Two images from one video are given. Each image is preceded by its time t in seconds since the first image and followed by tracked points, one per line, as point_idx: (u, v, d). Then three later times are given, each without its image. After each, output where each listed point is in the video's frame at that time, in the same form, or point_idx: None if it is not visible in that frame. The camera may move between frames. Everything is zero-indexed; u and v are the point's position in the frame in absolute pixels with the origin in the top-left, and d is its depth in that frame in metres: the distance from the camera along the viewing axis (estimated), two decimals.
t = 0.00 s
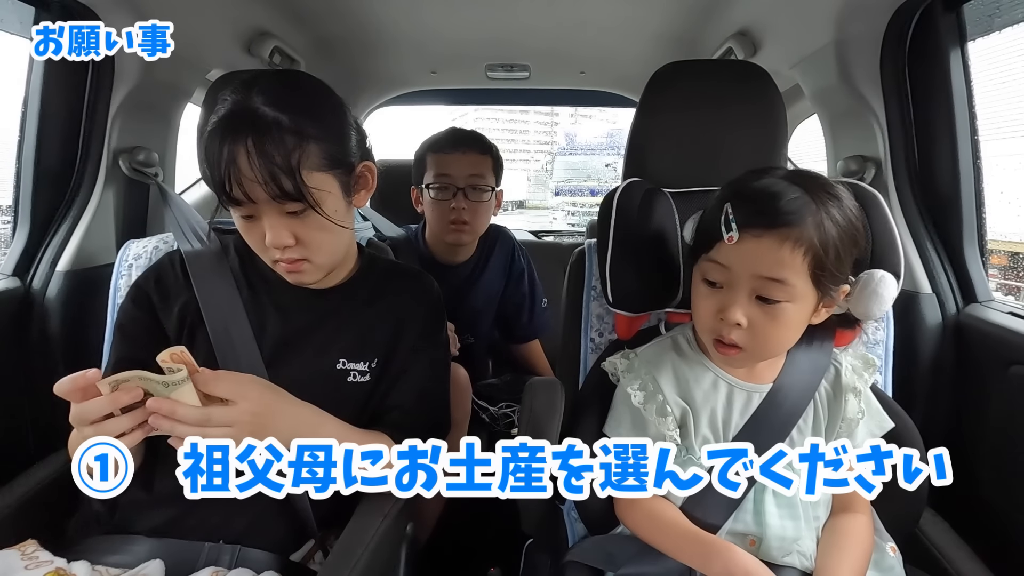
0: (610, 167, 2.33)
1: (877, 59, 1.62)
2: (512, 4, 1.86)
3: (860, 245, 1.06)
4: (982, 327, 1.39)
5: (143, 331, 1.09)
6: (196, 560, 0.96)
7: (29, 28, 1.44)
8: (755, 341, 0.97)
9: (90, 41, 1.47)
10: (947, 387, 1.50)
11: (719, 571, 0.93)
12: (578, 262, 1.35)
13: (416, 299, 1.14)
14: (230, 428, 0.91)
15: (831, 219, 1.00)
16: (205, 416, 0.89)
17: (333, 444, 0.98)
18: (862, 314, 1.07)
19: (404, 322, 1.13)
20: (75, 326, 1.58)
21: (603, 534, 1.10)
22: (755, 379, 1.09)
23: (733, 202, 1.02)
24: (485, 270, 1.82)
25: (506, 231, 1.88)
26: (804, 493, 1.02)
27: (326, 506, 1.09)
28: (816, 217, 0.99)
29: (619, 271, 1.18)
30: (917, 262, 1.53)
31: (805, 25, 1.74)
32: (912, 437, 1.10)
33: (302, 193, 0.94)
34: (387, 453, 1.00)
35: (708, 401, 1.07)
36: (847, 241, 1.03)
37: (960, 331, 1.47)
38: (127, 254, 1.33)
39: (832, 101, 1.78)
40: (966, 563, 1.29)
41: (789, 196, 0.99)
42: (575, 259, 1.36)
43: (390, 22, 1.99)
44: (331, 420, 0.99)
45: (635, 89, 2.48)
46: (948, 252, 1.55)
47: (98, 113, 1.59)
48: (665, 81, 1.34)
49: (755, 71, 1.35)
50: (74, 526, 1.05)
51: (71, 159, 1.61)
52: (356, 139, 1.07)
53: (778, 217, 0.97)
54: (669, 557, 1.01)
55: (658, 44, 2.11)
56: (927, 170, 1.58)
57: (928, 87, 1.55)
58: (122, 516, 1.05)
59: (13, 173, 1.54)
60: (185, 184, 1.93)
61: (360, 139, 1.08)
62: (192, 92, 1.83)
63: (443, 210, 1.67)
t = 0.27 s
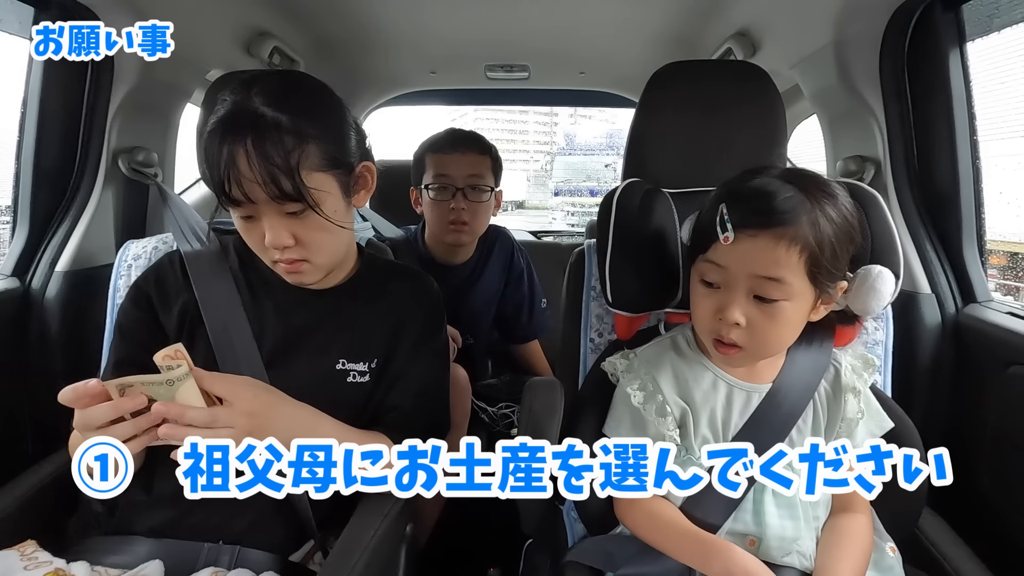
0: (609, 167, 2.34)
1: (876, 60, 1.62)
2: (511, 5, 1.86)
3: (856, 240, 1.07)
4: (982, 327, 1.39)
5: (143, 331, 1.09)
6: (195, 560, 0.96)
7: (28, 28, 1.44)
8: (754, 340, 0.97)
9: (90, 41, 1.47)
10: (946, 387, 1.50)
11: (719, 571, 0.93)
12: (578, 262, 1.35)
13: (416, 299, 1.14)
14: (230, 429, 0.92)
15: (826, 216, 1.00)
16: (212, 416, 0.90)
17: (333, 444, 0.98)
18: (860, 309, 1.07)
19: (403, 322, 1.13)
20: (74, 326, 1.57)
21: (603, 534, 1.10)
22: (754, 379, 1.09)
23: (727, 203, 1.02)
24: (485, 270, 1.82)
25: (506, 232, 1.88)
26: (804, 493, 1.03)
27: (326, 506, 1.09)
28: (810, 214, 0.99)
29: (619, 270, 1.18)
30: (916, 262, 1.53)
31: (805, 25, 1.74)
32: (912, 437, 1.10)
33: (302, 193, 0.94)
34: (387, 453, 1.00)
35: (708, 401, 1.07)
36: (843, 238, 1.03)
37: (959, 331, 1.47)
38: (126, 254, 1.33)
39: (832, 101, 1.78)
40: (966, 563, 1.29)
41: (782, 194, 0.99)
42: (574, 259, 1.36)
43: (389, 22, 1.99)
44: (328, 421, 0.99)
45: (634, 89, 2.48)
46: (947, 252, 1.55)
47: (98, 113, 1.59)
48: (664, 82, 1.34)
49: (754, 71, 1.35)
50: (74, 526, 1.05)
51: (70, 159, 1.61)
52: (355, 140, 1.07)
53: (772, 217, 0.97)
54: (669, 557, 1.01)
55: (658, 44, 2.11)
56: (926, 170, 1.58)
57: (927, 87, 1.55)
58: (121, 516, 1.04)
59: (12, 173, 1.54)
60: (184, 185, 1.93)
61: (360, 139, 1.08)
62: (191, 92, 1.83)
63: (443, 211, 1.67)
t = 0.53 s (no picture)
0: (609, 168, 2.34)
1: (876, 60, 1.62)
2: (511, 5, 1.86)
3: (852, 239, 1.06)
4: (981, 327, 1.39)
5: (143, 332, 1.09)
6: (195, 561, 0.96)
7: (28, 28, 1.44)
8: (744, 330, 0.97)
9: (90, 41, 1.47)
10: (946, 388, 1.50)
11: (719, 571, 0.93)
12: (577, 262, 1.35)
13: (416, 299, 1.14)
14: (214, 422, 0.92)
15: (821, 212, 1.00)
16: (198, 405, 0.91)
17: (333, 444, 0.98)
18: (855, 307, 1.07)
19: (403, 322, 1.13)
20: (74, 326, 1.57)
21: (603, 534, 1.10)
22: (753, 379, 1.09)
23: (722, 194, 1.03)
24: (484, 271, 1.82)
25: (505, 232, 1.88)
26: (804, 493, 1.03)
27: (326, 507, 1.09)
28: (804, 208, 0.99)
29: (619, 270, 1.18)
30: (915, 263, 1.53)
31: (804, 25, 1.74)
32: (911, 437, 1.10)
33: (297, 194, 0.94)
34: (387, 453, 1.00)
35: (707, 401, 1.07)
36: (839, 235, 1.03)
37: (959, 331, 1.47)
38: (126, 254, 1.33)
39: (831, 101, 1.78)
40: (965, 563, 1.29)
41: (778, 188, 0.99)
42: (574, 259, 1.36)
43: (389, 22, 1.98)
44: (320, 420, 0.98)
45: (634, 89, 2.48)
46: (947, 252, 1.56)
47: (98, 113, 1.59)
48: (664, 82, 1.34)
49: (754, 72, 1.35)
50: (74, 526, 1.05)
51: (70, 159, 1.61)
52: (355, 140, 1.07)
53: (765, 207, 0.98)
54: (669, 557, 1.01)
55: (658, 44, 2.11)
56: (926, 170, 1.58)
57: (926, 87, 1.55)
58: (121, 516, 1.04)
59: (11, 174, 1.54)
60: (183, 185, 1.93)
61: (360, 139, 1.08)
62: (191, 92, 1.83)
63: (444, 211, 1.67)
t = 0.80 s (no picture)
0: (609, 168, 2.34)
1: (877, 60, 1.62)
2: (512, 5, 1.86)
3: (851, 243, 1.06)
4: (981, 328, 1.39)
5: (144, 332, 1.09)
6: (195, 560, 0.96)
7: (29, 28, 1.44)
8: (734, 325, 0.98)
9: (90, 41, 1.47)
10: (946, 388, 1.50)
11: (719, 571, 0.93)
12: (578, 262, 1.35)
13: (416, 299, 1.14)
14: (200, 428, 0.94)
15: (819, 211, 1.00)
16: (178, 413, 0.93)
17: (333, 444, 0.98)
18: (852, 313, 1.06)
19: (403, 322, 1.13)
20: (74, 326, 1.57)
21: (603, 534, 1.10)
22: (753, 379, 1.09)
23: (723, 187, 1.04)
24: (485, 271, 1.82)
25: (506, 232, 1.88)
26: (804, 493, 1.02)
27: (326, 507, 1.09)
28: (800, 207, 0.98)
29: (619, 271, 1.18)
30: (916, 262, 1.53)
31: (805, 25, 1.74)
32: (912, 437, 1.10)
33: (295, 194, 0.94)
34: (387, 453, 1.01)
35: (706, 401, 1.07)
36: (838, 235, 1.03)
37: (959, 332, 1.47)
38: (126, 254, 1.33)
39: (833, 101, 1.78)
40: (966, 563, 1.29)
41: (776, 185, 0.99)
42: (574, 260, 1.36)
43: (390, 22, 1.98)
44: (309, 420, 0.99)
45: (635, 89, 2.48)
46: (947, 252, 1.56)
47: (99, 113, 1.59)
48: (665, 82, 1.34)
49: (755, 72, 1.35)
50: (74, 526, 1.05)
51: (71, 159, 1.61)
52: (356, 140, 1.07)
53: (760, 202, 0.98)
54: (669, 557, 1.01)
55: (658, 44, 2.11)
56: (927, 170, 1.58)
57: (927, 87, 1.55)
58: (122, 516, 1.05)
59: (13, 174, 1.54)
60: (184, 185, 1.93)
61: (360, 139, 1.08)
62: (192, 92, 1.83)
63: (444, 211, 1.67)
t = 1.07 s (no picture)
0: (610, 168, 2.34)
1: (877, 60, 1.62)
2: (512, 5, 1.86)
3: (851, 245, 1.06)
4: (982, 328, 1.39)
5: (144, 332, 1.09)
6: (196, 560, 0.96)
7: (29, 28, 1.44)
8: (731, 323, 0.98)
9: (90, 41, 1.47)
10: (947, 388, 1.50)
11: (720, 572, 0.93)
12: (578, 262, 1.35)
13: (416, 299, 1.15)
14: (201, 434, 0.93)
15: (819, 211, 1.00)
16: (180, 421, 0.91)
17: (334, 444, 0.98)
18: (852, 314, 1.06)
19: (403, 322, 1.13)
20: (75, 326, 1.58)
21: (603, 534, 1.10)
22: (753, 380, 1.09)
23: (723, 186, 1.04)
24: (486, 271, 1.82)
25: (506, 232, 1.88)
26: (804, 493, 1.02)
27: (326, 507, 1.10)
28: (799, 206, 0.99)
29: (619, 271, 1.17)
30: (916, 262, 1.53)
31: (806, 26, 1.74)
32: (912, 437, 1.10)
33: (299, 194, 0.94)
34: (387, 453, 1.01)
35: (707, 402, 1.07)
36: (838, 236, 1.03)
37: (960, 332, 1.47)
38: (127, 254, 1.33)
39: (833, 101, 1.78)
40: (966, 564, 1.29)
41: (776, 183, 1.00)
42: (575, 260, 1.36)
43: (390, 23, 1.98)
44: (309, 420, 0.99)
45: (635, 90, 2.48)
46: (948, 253, 1.56)
47: (99, 113, 1.59)
48: (665, 82, 1.34)
49: (755, 72, 1.35)
50: (75, 526, 1.05)
51: (71, 160, 1.61)
52: (357, 141, 1.07)
53: (759, 200, 0.98)
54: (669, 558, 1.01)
55: (659, 44, 2.11)
56: (927, 171, 1.58)
57: (927, 87, 1.55)
58: (123, 516, 1.05)
59: (14, 174, 1.54)
60: (184, 185, 1.94)
61: (361, 140, 1.08)
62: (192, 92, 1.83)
63: (445, 211, 1.67)
